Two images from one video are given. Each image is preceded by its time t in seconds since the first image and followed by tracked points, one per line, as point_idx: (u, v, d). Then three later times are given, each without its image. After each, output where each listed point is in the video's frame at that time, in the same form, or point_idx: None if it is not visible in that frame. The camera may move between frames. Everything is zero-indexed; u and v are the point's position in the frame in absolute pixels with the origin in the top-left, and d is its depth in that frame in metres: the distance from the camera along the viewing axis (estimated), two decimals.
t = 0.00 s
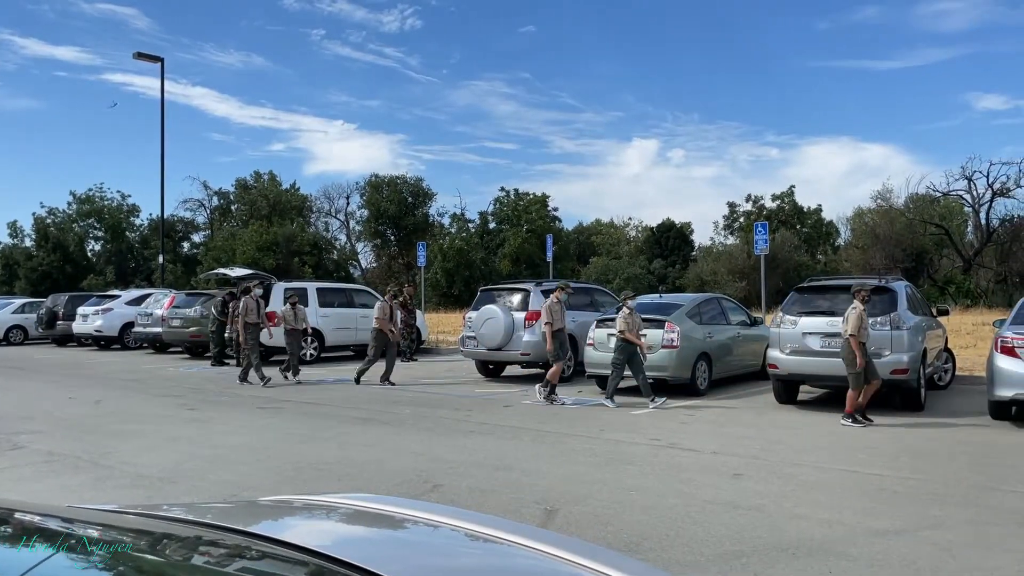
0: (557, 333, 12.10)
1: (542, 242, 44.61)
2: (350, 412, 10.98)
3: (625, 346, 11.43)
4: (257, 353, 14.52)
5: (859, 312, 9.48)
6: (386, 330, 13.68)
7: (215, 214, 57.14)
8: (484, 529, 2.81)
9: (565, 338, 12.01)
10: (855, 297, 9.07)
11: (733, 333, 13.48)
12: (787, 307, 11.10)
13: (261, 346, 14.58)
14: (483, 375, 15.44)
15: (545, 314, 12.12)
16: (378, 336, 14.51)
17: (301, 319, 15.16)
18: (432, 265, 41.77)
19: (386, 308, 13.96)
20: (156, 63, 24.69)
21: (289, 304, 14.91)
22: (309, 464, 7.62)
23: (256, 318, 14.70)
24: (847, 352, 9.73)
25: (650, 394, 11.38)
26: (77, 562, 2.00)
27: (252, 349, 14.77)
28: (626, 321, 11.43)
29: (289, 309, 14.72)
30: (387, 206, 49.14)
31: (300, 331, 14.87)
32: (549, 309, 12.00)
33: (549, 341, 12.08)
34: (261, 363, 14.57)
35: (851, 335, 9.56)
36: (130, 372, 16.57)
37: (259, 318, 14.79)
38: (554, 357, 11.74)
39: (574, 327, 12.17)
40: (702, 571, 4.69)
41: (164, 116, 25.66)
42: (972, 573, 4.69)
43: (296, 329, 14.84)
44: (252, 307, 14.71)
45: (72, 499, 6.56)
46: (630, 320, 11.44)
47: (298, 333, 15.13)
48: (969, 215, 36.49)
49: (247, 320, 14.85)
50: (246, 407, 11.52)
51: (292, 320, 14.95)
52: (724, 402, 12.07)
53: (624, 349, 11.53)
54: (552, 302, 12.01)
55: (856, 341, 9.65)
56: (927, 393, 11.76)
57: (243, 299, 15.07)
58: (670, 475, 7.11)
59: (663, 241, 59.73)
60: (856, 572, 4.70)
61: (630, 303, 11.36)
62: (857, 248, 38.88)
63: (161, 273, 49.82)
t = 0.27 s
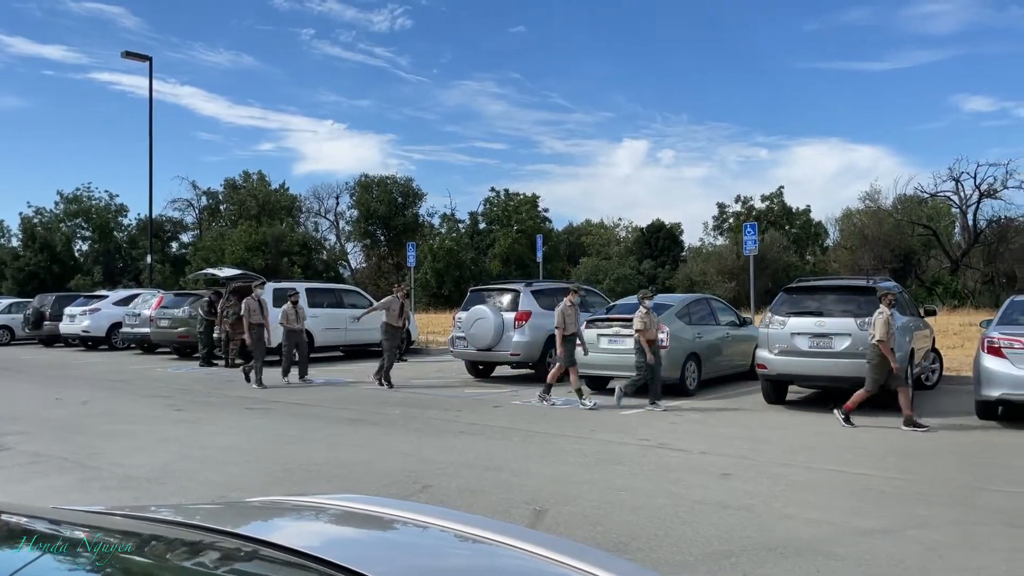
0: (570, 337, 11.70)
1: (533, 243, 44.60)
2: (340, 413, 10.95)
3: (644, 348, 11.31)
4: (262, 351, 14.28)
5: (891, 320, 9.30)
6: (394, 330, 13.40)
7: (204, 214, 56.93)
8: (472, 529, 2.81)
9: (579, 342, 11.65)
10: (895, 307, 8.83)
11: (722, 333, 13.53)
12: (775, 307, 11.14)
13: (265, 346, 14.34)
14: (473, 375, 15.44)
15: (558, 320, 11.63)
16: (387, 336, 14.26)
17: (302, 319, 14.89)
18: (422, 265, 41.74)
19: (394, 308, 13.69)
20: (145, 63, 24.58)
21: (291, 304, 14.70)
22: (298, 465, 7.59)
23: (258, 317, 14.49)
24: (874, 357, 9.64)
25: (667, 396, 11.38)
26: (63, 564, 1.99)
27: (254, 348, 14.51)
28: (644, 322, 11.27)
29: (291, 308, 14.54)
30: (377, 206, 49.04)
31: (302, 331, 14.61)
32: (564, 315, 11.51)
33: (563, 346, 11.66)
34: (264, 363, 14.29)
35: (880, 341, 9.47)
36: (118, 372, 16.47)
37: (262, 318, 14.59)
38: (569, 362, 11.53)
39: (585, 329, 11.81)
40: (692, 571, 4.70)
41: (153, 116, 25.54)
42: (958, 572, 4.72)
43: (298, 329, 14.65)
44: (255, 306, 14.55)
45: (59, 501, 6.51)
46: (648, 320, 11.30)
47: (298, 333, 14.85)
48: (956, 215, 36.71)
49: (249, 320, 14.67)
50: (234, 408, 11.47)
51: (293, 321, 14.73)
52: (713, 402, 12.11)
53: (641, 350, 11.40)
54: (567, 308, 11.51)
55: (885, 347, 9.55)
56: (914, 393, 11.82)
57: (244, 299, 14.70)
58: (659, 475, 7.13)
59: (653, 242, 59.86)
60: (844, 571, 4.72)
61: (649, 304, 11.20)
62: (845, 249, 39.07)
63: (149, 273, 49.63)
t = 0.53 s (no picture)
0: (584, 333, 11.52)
1: (521, 243, 44.62)
2: (326, 413, 10.92)
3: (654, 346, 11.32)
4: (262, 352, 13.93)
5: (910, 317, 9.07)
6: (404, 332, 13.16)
7: (191, 213, 56.65)
8: (456, 529, 2.82)
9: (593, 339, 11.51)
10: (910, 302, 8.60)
11: (709, 333, 13.58)
12: (762, 307, 11.18)
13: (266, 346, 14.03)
14: (461, 375, 15.43)
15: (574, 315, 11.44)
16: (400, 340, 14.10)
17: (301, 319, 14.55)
18: (409, 265, 41.70)
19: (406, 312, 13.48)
20: (130, 61, 24.44)
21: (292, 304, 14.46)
22: (285, 466, 7.57)
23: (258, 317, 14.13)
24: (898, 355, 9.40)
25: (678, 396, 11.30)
26: (47, 565, 1.98)
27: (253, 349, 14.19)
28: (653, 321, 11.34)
29: (293, 309, 14.25)
30: (365, 206, 48.95)
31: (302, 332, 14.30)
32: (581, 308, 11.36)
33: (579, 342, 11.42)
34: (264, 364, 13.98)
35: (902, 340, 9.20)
36: (102, 372, 16.36)
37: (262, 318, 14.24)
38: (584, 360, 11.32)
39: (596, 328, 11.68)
40: (678, 571, 4.71)
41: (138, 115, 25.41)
42: (941, 570, 4.76)
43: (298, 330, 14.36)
44: (255, 306, 14.14)
45: (43, 502, 6.47)
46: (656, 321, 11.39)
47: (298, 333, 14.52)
48: (941, 216, 36.97)
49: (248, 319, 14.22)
50: (221, 409, 11.42)
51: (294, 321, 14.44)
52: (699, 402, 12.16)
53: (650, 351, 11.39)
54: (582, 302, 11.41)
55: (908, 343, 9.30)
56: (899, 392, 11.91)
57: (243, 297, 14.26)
58: (646, 475, 7.16)
59: (640, 242, 60.03)
60: (829, 570, 4.75)
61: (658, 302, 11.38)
62: (831, 249, 39.32)
63: (135, 273, 49.33)
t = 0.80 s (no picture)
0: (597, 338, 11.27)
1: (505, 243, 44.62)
2: (310, 413, 10.89)
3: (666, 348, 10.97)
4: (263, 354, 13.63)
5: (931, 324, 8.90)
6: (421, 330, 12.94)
7: (173, 212, 56.28)
8: (437, 530, 2.82)
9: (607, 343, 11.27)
10: (928, 309, 8.37)
11: (693, 333, 13.64)
12: (745, 307, 11.24)
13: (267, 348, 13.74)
14: (445, 375, 15.41)
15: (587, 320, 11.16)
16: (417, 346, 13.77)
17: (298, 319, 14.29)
18: (394, 265, 41.61)
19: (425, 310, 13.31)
20: (111, 60, 24.26)
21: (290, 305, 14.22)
22: (268, 467, 7.54)
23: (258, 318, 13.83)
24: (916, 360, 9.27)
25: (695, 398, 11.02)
26: (27, 569, 1.97)
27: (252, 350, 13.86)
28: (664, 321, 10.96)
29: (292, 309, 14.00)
30: (349, 206, 48.81)
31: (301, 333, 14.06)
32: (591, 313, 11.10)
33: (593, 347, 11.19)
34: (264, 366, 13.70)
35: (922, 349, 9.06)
36: (83, 373, 16.23)
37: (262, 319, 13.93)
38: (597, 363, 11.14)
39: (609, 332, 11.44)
40: (661, 569, 4.73)
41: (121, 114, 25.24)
42: (920, 568, 4.81)
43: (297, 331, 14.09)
44: (255, 306, 13.83)
45: (22, 504, 6.40)
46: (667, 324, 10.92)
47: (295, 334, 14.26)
48: (922, 217, 37.31)
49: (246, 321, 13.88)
50: (203, 409, 11.36)
51: (292, 323, 14.16)
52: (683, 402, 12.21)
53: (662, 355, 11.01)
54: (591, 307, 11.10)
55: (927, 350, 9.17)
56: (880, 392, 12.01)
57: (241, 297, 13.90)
58: (629, 474, 7.18)
59: (625, 242, 60.19)
60: (811, 568, 4.78)
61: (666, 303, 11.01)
62: (814, 249, 39.58)
63: (117, 273, 48.94)
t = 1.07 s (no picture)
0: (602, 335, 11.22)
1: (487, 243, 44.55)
2: (289, 414, 10.82)
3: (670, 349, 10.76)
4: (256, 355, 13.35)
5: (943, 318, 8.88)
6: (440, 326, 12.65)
7: (151, 212, 55.73)
8: (416, 530, 2.81)
9: (611, 341, 11.22)
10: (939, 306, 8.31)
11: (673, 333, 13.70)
12: (725, 307, 11.30)
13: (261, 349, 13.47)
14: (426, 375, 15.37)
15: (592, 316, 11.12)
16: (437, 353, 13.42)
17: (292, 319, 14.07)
18: (374, 264, 41.46)
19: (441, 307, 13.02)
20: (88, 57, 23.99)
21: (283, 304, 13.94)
22: (246, 467, 7.48)
23: (251, 318, 13.53)
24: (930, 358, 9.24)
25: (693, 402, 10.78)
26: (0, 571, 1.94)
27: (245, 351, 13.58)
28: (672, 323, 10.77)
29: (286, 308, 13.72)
30: (329, 205, 48.56)
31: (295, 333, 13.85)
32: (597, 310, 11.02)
33: (596, 344, 11.18)
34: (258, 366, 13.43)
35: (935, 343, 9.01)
36: (58, 374, 16.03)
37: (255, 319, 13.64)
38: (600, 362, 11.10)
39: (618, 329, 11.37)
40: (640, 569, 4.74)
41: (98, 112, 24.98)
42: (897, 565, 4.85)
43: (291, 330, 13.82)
44: (248, 306, 13.52)
45: None
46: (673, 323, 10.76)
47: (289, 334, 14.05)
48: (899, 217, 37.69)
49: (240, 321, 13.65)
50: (181, 410, 11.26)
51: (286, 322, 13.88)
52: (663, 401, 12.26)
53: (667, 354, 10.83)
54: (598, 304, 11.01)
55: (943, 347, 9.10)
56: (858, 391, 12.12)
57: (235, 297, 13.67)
58: (609, 474, 7.20)
59: (606, 242, 60.34)
60: (788, 566, 4.81)
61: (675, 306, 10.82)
62: (793, 249, 39.85)
63: (94, 273, 48.41)
